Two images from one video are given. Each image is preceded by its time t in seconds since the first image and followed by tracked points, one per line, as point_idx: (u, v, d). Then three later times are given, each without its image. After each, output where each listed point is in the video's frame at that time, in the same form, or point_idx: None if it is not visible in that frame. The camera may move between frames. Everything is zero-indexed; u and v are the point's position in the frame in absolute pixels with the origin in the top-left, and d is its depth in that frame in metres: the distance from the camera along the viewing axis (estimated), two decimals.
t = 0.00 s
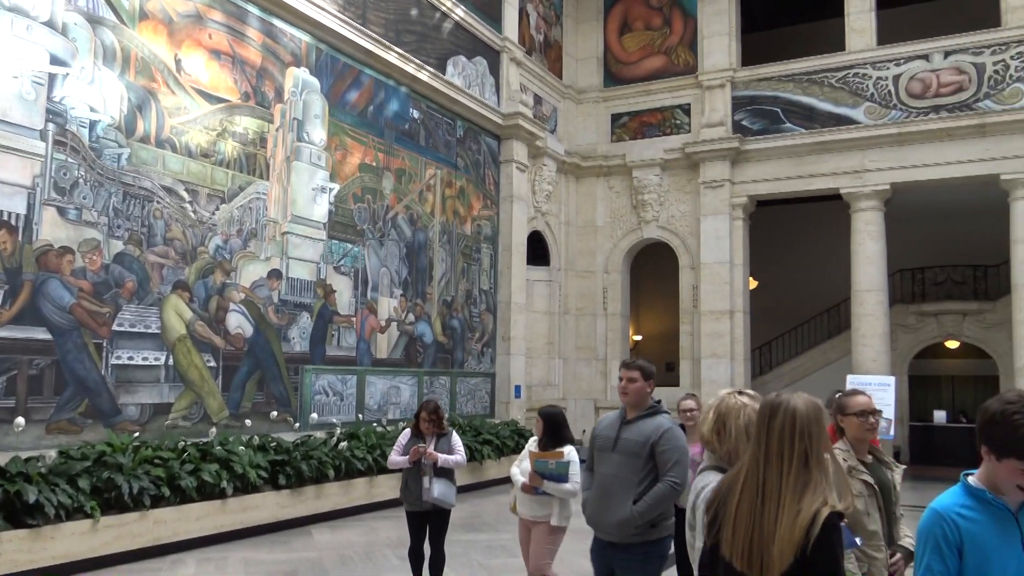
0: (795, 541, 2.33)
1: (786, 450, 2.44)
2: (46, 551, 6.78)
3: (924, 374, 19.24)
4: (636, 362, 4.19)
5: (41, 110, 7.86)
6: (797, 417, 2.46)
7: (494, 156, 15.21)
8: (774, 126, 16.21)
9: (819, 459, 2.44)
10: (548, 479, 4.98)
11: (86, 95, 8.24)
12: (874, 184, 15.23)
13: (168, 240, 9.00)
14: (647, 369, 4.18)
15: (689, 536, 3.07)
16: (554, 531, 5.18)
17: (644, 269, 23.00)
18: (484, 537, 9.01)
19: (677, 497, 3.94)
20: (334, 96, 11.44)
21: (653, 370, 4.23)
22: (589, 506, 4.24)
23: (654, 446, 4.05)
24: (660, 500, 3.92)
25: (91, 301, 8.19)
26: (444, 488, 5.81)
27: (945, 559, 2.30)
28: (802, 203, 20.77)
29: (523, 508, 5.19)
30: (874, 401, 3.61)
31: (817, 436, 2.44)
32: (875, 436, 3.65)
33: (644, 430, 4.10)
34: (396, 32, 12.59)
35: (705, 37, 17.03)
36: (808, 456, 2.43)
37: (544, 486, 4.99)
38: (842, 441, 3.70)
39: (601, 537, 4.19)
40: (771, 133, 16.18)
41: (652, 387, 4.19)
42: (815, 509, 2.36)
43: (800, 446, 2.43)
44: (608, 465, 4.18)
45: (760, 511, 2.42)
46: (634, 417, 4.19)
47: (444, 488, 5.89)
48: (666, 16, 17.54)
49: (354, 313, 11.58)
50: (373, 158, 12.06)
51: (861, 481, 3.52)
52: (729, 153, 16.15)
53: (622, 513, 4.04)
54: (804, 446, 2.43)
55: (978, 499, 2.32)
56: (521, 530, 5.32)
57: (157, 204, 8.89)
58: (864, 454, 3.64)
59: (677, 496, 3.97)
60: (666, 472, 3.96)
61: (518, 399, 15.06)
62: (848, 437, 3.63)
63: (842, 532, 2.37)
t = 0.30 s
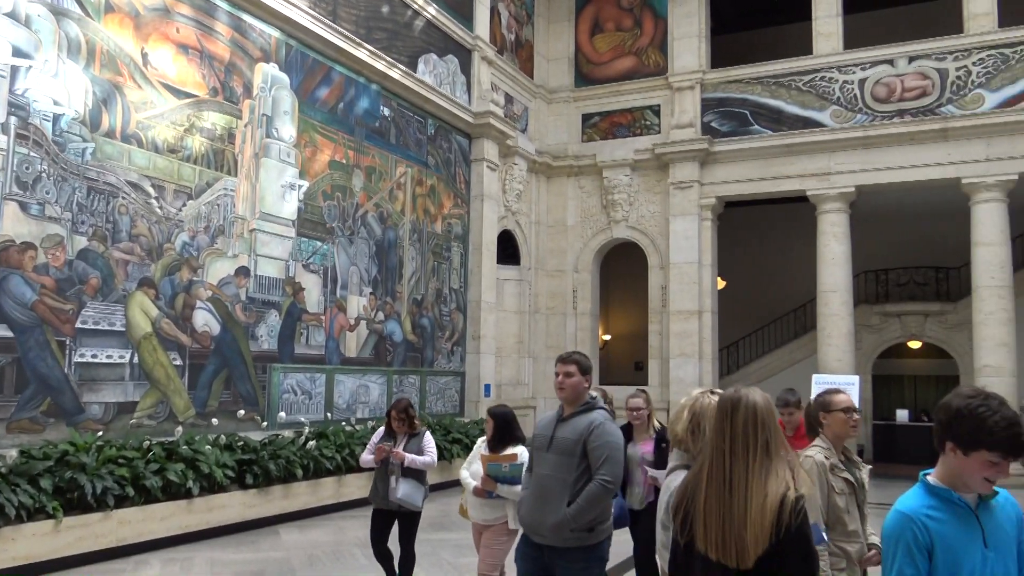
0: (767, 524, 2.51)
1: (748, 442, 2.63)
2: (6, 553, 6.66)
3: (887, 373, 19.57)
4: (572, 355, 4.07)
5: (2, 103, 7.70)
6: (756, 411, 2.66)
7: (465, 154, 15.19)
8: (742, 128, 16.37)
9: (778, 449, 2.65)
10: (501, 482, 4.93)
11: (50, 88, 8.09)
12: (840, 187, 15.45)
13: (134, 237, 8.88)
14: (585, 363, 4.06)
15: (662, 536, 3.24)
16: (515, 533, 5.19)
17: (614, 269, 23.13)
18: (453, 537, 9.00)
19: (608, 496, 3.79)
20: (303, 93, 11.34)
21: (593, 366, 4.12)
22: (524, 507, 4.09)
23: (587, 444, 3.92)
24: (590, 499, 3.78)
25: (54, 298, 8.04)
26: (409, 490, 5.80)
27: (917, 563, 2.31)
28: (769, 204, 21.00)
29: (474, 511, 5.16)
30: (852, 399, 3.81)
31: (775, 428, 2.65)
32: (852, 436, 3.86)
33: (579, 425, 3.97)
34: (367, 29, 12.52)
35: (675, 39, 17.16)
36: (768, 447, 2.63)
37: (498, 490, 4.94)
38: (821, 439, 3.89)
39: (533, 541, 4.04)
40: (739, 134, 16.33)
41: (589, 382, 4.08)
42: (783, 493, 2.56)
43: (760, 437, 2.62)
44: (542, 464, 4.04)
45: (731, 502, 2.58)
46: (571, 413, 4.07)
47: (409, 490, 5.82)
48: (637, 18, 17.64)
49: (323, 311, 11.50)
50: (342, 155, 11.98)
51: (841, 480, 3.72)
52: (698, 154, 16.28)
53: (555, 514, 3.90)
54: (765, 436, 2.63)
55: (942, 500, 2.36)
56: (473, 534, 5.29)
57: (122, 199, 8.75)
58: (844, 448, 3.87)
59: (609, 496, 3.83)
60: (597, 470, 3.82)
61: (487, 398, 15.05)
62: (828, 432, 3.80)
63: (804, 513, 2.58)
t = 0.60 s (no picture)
0: (736, 518, 2.56)
1: (715, 438, 2.67)
2: None
3: (853, 373, 19.85)
4: (494, 354, 3.87)
5: None
6: (721, 408, 2.70)
7: (437, 154, 15.16)
8: (712, 130, 16.50)
9: (743, 444, 2.69)
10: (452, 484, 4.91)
11: (15, 83, 7.93)
12: (808, 188, 15.64)
13: (100, 234, 8.75)
14: (508, 360, 3.89)
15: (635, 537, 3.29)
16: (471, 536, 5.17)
17: (585, 269, 23.22)
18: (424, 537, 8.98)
19: (540, 499, 3.66)
20: (274, 90, 11.25)
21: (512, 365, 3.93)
22: (443, 517, 3.82)
23: (515, 447, 3.74)
24: (524, 504, 3.62)
25: (18, 296, 7.90)
26: (368, 490, 5.72)
27: (907, 570, 2.18)
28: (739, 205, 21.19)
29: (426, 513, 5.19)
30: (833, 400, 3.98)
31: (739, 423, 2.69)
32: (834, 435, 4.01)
33: (505, 428, 3.77)
34: (339, 27, 12.45)
35: (647, 40, 17.26)
36: (734, 442, 2.68)
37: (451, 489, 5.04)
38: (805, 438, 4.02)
39: (455, 553, 3.79)
40: (710, 136, 16.46)
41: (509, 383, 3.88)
42: (750, 485, 2.62)
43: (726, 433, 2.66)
44: (463, 470, 3.80)
45: (701, 496, 2.62)
46: (493, 416, 3.86)
47: (369, 493, 5.72)
48: (609, 19, 17.71)
49: (293, 310, 11.42)
50: (314, 153, 11.90)
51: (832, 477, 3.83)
52: (669, 155, 16.39)
53: (481, 523, 3.67)
54: (730, 432, 2.67)
55: (916, 500, 2.26)
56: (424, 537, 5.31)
57: (88, 196, 8.63)
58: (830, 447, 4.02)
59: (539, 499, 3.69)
60: (529, 473, 3.67)
61: (459, 397, 15.04)
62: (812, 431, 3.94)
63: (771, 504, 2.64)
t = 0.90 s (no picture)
0: (707, 517, 2.62)
1: (686, 437, 2.72)
2: None
3: (819, 376, 20.12)
4: (419, 351, 3.83)
5: None
6: (690, 407, 2.75)
7: (410, 153, 15.13)
8: (684, 134, 16.64)
9: (713, 440, 2.74)
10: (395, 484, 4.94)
11: None
12: (777, 194, 15.83)
13: (67, 229, 8.62)
14: (433, 357, 3.84)
15: (612, 535, 3.36)
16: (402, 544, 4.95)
17: (556, 270, 23.28)
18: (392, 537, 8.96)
19: (471, 501, 3.65)
20: (246, 86, 11.15)
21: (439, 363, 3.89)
22: (372, 520, 3.78)
23: (445, 447, 3.71)
24: (455, 506, 3.61)
25: None
26: (316, 492, 5.65)
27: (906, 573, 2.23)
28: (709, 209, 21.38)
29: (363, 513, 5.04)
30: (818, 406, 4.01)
31: (708, 421, 2.73)
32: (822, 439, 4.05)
33: (435, 428, 3.73)
34: (312, 24, 12.37)
35: (620, 44, 17.36)
36: (703, 440, 2.73)
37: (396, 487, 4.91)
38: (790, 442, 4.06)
39: (384, 555, 3.75)
40: (681, 140, 16.60)
41: (434, 379, 3.83)
42: (722, 483, 2.68)
43: (694, 433, 2.71)
44: (392, 472, 3.75)
45: (675, 495, 2.68)
46: (422, 415, 3.82)
47: (318, 495, 5.65)
48: (584, 22, 17.79)
49: (263, 308, 11.32)
50: (286, 151, 11.82)
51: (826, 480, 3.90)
52: (642, 158, 16.50)
53: (411, 527, 3.63)
54: (699, 431, 2.72)
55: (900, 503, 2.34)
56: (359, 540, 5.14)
57: (55, 190, 8.49)
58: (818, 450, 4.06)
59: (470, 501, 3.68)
60: (459, 474, 3.65)
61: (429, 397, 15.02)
62: (798, 437, 4.00)
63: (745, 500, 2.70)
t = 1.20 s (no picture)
0: (676, 520, 2.82)
1: (661, 444, 2.94)
2: None
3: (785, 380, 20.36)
4: (359, 355, 3.68)
5: None
6: (664, 416, 2.96)
7: (382, 152, 15.07)
8: (655, 138, 16.75)
9: (687, 448, 2.94)
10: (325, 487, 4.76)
11: None
12: (746, 199, 16.00)
13: (30, 224, 8.48)
14: (375, 364, 3.69)
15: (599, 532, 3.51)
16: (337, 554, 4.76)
17: (527, 271, 23.32)
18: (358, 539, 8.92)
19: (395, 519, 3.44)
20: (216, 82, 11.04)
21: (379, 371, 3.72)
22: (295, 531, 3.61)
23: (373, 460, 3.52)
24: (376, 523, 3.40)
25: None
26: (259, 492, 5.59)
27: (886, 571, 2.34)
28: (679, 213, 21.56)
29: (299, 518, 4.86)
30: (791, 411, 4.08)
31: (682, 429, 2.94)
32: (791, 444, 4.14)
33: (364, 438, 3.55)
34: (284, 21, 12.28)
35: (593, 47, 17.44)
36: (676, 448, 2.94)
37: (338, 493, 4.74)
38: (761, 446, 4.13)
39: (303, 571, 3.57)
40: (652, 144, 16.72)
41: (371, 387, 3.67)
42: (695, 491, 2.87)
43: (667, 440, 2.93)
44: (319, 482, 3.59)
45: (648, 498, 2.90)
46: (355, 423, 3.64)
47: (260, 494, 5.59)
48: (557, 25, 17.84)
49: (231, 307, 11.22)
50: (255, 148, 11.71)
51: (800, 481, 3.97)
52: (613, 162, 16.58)
53: (330, 542, 3.45)
54: (672, 438, 2.94)
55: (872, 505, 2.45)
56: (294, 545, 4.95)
57: (18, 184, 8.35)
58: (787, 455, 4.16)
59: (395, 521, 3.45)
60: (384, 490, 3.44)
61: (398, 398, 14.95)
62: (770, 442, 4.07)
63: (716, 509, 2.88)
